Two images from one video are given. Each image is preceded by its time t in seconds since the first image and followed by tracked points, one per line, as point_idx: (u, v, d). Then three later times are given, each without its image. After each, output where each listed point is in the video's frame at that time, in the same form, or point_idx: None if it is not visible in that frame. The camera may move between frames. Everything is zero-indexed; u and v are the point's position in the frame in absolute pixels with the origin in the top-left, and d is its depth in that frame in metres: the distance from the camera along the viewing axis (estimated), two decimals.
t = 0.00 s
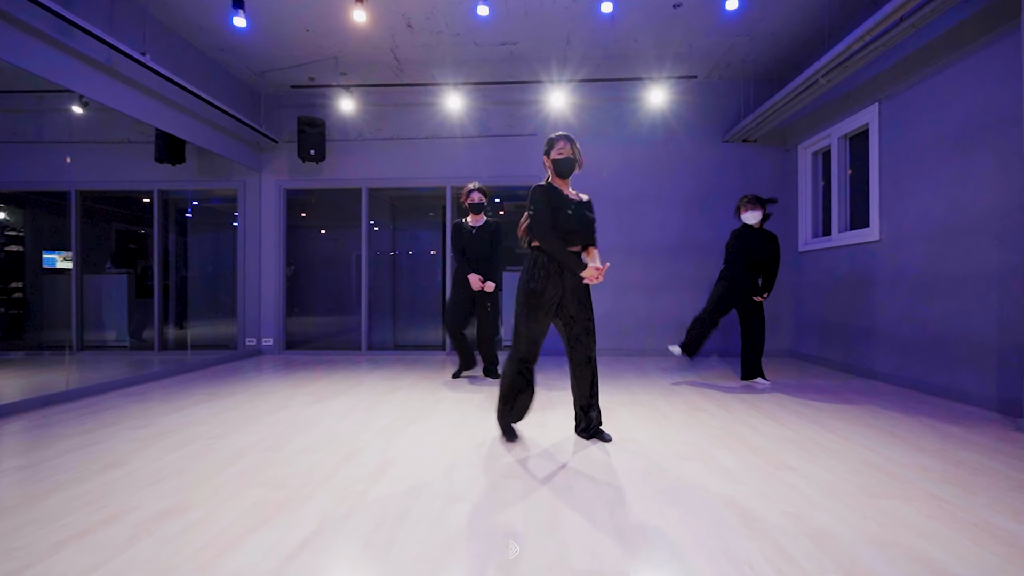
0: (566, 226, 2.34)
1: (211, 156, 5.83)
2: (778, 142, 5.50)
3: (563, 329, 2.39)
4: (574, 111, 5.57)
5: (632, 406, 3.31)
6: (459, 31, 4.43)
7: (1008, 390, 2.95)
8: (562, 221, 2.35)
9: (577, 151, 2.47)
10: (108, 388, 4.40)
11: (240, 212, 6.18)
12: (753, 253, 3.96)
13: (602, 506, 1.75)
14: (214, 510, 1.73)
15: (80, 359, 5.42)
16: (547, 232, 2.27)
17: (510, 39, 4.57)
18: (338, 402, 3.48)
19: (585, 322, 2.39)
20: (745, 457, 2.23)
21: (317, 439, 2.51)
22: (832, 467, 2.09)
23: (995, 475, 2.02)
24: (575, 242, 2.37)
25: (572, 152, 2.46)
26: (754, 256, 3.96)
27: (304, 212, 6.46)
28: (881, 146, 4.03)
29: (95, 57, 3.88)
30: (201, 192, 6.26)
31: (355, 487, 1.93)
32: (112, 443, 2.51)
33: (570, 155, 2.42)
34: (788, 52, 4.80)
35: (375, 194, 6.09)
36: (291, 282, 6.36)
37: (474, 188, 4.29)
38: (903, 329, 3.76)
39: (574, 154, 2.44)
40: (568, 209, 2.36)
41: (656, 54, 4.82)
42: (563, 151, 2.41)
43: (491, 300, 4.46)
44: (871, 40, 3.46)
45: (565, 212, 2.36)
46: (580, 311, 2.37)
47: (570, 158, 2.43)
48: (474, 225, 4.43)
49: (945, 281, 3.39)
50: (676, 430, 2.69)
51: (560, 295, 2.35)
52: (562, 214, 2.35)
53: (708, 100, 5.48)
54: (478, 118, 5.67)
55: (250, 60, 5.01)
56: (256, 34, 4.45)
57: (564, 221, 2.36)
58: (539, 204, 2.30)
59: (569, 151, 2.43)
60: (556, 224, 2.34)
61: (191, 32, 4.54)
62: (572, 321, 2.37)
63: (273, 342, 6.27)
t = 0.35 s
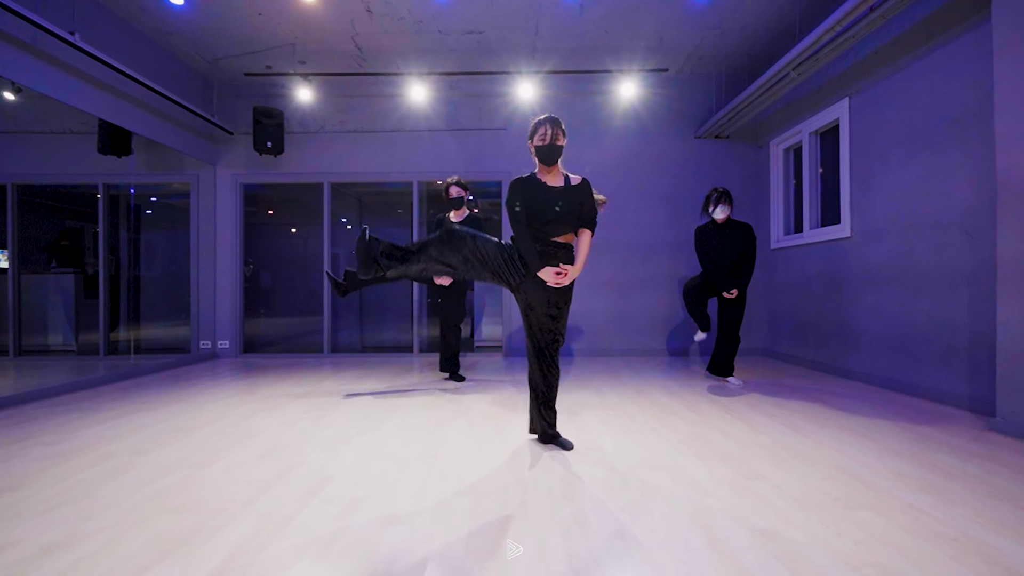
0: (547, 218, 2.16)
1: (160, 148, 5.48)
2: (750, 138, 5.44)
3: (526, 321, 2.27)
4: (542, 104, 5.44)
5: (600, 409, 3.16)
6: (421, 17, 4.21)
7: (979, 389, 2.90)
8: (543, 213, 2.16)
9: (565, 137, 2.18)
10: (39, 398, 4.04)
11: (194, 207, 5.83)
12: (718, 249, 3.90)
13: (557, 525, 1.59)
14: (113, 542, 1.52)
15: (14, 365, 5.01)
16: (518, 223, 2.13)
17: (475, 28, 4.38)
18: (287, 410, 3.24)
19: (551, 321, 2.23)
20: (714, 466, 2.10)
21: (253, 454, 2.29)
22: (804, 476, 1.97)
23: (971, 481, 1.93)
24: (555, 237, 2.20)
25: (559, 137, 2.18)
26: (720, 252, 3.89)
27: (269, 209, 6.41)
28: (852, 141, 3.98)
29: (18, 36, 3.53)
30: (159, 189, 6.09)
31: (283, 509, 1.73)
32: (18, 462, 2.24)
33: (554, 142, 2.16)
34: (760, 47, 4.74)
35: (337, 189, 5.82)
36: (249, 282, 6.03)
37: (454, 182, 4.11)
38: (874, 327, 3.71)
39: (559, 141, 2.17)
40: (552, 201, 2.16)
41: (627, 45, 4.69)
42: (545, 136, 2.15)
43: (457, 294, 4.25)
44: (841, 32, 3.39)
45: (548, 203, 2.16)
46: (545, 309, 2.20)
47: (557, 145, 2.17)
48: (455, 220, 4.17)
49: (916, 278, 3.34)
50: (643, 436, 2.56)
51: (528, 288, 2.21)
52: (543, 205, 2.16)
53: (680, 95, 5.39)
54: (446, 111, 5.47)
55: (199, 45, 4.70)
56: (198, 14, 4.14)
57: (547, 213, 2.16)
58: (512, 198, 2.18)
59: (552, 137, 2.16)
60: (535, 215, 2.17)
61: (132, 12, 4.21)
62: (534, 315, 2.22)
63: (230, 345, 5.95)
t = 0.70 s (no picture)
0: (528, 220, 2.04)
1: (141, 145, 5.34)
2: (745, 138, 5.34)
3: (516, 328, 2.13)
4: (533, 102, 5.32)
5: (588, 417, 3.04)
6: (407, 12, 4.09)
7: (982, 397, 2.79)
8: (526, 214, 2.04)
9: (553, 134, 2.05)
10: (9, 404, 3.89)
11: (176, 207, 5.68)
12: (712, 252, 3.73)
13: (533, 552, 1.46)
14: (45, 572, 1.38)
15: None
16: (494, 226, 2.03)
17: (464, 24, 4.26)
18: (262, 418, 3.10)
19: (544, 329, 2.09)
20: (705, 481, 1.98)
21: (217, 468, 2.16)
22: (800, 493, 1.85)
23: (977, 499, 1.82)
24: (535, 242, 2.07)
25: (546, 133, 2.05)
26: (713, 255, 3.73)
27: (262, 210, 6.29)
28: (849, 140, 3.87)
29: None
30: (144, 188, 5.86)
31: (239, 531, 1.60)
32: None
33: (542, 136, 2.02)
34: (755, 44, 4.63)
35: (324, 189, 5.69)
36: (233, 283, 5.88)
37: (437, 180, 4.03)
38: (873, 332, 3.60)
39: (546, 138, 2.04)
40: (536, 203, 2.05)
41: (619, 42, 4.58)
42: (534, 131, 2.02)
43: (448, 298, 4.09)
44: (839, 26, 3.29)
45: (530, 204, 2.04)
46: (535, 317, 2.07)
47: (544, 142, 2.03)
48: (436, 220, 4.15)
49: (916, 281, 3.23)
50: (631, 447, 2.43)
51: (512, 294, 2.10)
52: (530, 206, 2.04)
53: (674, 94, 5.28)
54: (434, 109, 5.35)
55: (179, 39, 4.56)
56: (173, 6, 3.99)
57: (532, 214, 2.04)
58: (491, 199, 2.07)
59: (539, 132, 2.02)
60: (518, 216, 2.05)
61: (108, 6, 4.07)
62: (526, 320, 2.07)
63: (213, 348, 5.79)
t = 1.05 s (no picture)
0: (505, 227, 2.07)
1: (141, 149, 5.36)
2: (742, 144, 5.37)
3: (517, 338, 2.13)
4: (529, 107, 5.35)
5: (583, 421, 3.05)
6: (405, 18, 4.12)
7: (975, 402, 2.81)
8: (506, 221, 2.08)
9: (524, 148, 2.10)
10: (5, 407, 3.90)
11: (176, 210, 5.73)
12: (704, 256, 3.78)
13: (520, 555, 1.48)
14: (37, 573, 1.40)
15: None
16: (470, 231, 2.04)
17: (461, 30, 4.30)
18: (258, 422, 3.12)
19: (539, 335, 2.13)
20: (696, 485, 1.99)
21: (212, 471, 2.18)
22: (790, 497, 1.87)
23: (965, 504, 1.83)
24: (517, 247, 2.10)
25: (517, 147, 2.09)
26: (704, 258, 3.78)
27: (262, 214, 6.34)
28: (844, 147, 3.90)
29: None
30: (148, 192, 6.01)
31: (231, 533, 1.61)
32: None
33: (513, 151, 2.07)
34: (750, 50, 4.67)
35: (323, 193, 5.72)
36: (232, 287, 5.90)
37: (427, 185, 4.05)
38: (867, 337, 3.61)
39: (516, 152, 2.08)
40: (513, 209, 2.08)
41: (616, 48, 4.62)
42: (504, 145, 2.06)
43: (442, 298, 4.16)
44: (832, 34, 3.33)
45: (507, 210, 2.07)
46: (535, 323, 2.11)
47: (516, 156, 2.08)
48: (429, 224, 4.18)
49: (909, 287, 3.25)
50: (624, 451, 2.44)
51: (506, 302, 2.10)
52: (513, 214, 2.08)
53: (671, 99, 5.32)
54: (432, 114, 5.39)
55: (179, 45, 4.60)
56: (170, 11, 4.01)
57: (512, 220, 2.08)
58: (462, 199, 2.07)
59: (510, 146, 2.07)
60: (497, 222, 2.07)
61: (109, 13, 4.12)
62: (527, 331, 2.11)
63: (211, 352, 5.80)
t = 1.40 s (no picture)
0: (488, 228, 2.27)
1: (153, 157, 5.56)
2: (733, 152, 5.57)
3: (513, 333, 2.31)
4: (527, 117, 5.55)
5: (577, 415, 3.22)
6: (409, 33, 4.33)
7: (945, 398, 2.97)
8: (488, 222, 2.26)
9: (518, 159, 2.27)
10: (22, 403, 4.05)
11: (186, 215, 5.93)
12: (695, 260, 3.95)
13: (514, 524, 1.65)
14: (86, 537, 1.58)
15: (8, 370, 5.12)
16: (462, 231, 2.23)
17: (462, 43, 4.50)
18: (269, 416, 3.30)
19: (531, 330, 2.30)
20: (677, 469, 2.16)
21: (230, 456, 2.35)
22: (762, 479, 2.04)
23: (920, 485, 2.00)
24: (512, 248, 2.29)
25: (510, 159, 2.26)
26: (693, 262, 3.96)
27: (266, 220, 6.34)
28: (827, 155, 4.09)
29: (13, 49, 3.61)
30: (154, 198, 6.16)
31: (253, 507, 1.79)
32: None
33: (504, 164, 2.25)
34: (740, 63, 4.87)
35: (329, 198, 5.90)
36: (239, 290, 6.08)
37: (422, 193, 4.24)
38: (849, 337, 3.79)
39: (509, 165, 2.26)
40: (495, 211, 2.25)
41: (610, 61, 4.83)
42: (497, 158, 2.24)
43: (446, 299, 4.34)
44: (812, 50, 3.53)
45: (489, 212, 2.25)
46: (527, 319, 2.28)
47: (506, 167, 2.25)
48: (428, 228, 4.34)
49: (886, 289, 3.43)
50: (614, 441, 2.61)
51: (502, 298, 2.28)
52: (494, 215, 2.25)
53: (664, 109, 5.52)
54: (434, 123, 5.58)
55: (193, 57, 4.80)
56: (183, 26, 4.21)
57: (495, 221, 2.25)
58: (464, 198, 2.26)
59: (503, 158, 2.24)
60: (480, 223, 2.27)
61: (127, 27, 4.32)
62: (522, 327, 2.29)
63: (219, 352, 5.98)
